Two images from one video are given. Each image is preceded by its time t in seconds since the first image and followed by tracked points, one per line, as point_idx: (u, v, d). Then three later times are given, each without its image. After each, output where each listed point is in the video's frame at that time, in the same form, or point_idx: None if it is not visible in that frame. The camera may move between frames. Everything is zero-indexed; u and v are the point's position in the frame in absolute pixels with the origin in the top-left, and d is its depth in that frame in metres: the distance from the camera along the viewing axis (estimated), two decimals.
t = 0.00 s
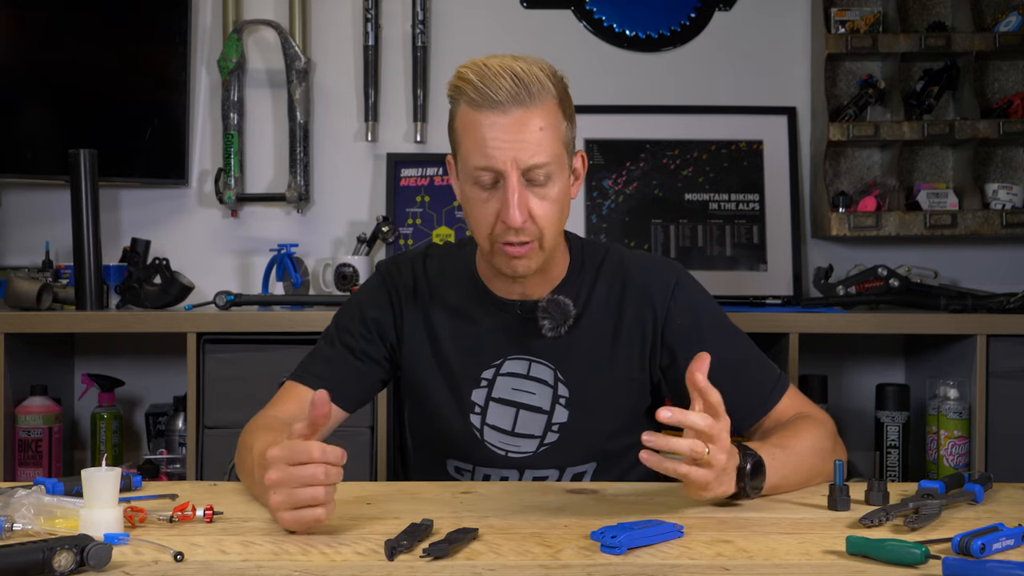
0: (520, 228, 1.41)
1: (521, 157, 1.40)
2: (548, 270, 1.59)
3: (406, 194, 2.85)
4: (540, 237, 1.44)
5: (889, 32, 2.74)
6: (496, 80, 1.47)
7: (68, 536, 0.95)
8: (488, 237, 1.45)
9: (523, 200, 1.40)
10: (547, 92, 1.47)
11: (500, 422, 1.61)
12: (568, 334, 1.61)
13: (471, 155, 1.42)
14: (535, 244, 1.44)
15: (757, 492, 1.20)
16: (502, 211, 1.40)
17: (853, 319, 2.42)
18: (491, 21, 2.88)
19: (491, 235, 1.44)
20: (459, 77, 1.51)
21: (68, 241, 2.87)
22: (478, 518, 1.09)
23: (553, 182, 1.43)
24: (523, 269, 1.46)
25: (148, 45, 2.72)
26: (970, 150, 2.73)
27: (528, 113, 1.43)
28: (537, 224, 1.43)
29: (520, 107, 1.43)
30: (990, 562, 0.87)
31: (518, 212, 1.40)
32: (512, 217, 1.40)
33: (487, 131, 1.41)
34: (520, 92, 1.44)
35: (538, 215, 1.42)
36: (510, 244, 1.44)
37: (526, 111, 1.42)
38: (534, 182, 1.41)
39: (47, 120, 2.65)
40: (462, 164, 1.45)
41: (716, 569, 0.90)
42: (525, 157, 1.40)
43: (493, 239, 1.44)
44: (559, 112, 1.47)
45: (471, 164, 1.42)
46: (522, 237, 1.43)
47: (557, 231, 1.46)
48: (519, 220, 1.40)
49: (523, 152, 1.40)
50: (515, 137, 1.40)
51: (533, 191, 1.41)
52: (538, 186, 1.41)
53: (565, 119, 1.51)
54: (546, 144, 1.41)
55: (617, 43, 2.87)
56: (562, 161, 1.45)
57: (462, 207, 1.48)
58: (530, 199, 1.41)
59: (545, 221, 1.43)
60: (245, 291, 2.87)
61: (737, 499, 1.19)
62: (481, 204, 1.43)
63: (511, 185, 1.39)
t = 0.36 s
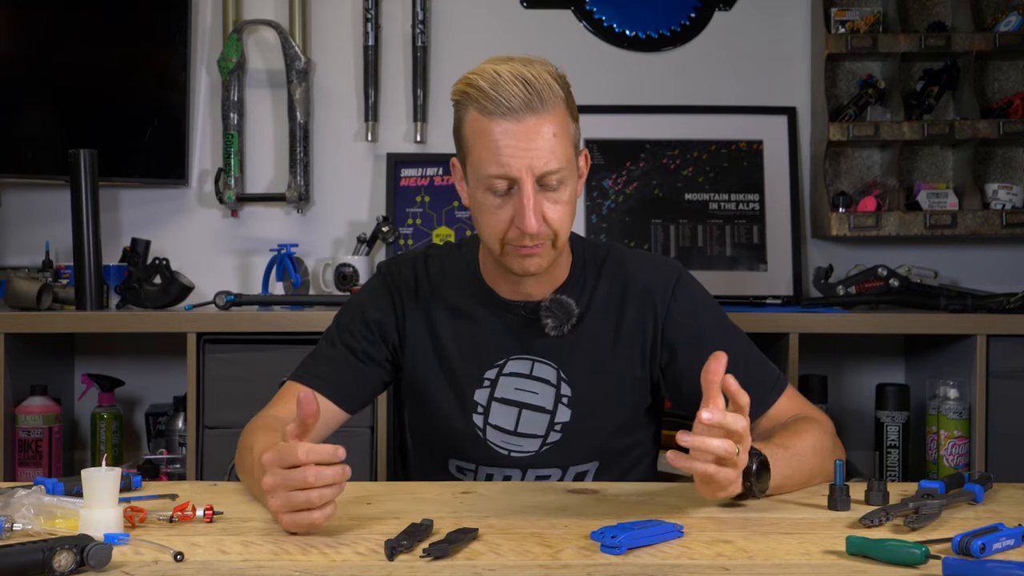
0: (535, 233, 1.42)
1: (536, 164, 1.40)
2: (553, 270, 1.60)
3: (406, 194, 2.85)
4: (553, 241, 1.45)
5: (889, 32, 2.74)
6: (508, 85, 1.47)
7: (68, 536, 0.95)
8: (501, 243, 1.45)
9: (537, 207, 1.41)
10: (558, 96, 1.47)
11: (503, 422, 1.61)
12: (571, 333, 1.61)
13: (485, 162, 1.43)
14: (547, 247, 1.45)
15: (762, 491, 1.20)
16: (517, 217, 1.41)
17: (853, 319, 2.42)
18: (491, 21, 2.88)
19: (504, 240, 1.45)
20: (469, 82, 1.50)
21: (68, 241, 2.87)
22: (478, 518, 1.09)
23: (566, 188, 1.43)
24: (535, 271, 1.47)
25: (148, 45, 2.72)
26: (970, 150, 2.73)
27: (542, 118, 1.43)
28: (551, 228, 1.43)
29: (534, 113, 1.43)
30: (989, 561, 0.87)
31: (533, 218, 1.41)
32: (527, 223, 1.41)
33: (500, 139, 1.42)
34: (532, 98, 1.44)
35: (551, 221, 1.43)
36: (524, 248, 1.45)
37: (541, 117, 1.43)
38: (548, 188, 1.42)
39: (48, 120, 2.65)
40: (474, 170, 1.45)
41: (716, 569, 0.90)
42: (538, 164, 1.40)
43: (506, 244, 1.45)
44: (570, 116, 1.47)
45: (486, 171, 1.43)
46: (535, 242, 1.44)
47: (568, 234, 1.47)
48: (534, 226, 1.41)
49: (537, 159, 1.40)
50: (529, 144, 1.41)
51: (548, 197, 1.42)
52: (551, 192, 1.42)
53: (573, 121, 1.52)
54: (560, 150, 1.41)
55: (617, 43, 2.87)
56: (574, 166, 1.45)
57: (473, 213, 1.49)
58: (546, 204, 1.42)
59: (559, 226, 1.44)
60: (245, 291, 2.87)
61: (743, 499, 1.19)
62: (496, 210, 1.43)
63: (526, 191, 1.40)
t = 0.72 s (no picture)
0: (549, 225, 1.44)
1: (554, 156, 1.42)
2: (561, 267, 1.61)
3: (406, 194, 2.85)
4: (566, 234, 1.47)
5: (889, 32, 2.74)
6: (530, 76, 1.49)
7: (68, 537, 0.95)
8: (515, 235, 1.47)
9: (553, 198, 1.43)
10: (579, 89, 1.49)
11: (509, 418, 1.61)
12: (578, 329, 1.62)
13: (504, 152, 1.45)
14: (559, 240, 1.47)
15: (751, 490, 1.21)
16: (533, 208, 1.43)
17: (853, 319, 2.42)
18: (491, 21, 2.88)
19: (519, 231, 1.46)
20: (492, 71, 1.51)
21: (68, 241, 2.87)
22: (477, 518, 1.09)
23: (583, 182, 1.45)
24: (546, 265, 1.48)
25: (149, 45, 2.72)
26: (970, 150, 2.73)
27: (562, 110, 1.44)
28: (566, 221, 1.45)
29: (555, 105, 1.45)
30: (990, 562, 0.87)
31: (549, 209, 1.42)
32: (543, 214, 1.42)
33: (519, 130, 1.44)
34: (552, 90, 1.46)
35: (567, 215, 1.44)
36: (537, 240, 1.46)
37: (561, 109, 1.44)
38: (565, 181, 1.43)
39: (48, 120, 2.65)
40: (493, 160, 1.47)
41: (716, 569, 0.90)
42: (556, 155, 1.42)
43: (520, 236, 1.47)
44: (590, 111, 1.49)
45: (504, 161, 1.45)
46: (549, 234, 1.45)
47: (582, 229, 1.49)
48: (550, 217, 1.43)
49: (555, 150, 1.42)
50: (548, 136, 1.42)
51: (565, 189, 1.44)
52: (567, 185, 1.43)
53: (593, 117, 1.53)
54: (577, 144, 1.43)
55: (617, 43, 2.87)
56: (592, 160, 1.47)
57: (489, 202, 1.51)
58: (563, 196, 1.43)
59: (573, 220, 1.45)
60: (244, 292, 2.87)
61: (727, 500, 1.19)
62: (512, 200, 1.45)
63: (543, 182, 1.42)
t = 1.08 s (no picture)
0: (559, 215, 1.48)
1: (567, 146, 1.47)
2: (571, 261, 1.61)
3: (406, 194, 2.85)
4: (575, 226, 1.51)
5: (889, 32, 2.74)
6: (546, 70, 1.54)
7: (68, 536, 0.95)
8: (525, 224, 1.51)
9: (565, 188, 1.47)
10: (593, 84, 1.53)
11: (516, 412, 1.62)
12: (586, 325, 1.63)
13: (519, 140, 1.50)
14: (568, 230, 1.51)
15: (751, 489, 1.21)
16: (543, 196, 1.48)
17: (853, 319, 2.42)
18: (490, 21, 2.88)
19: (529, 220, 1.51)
20: (509, 63, 1.56)
21: (68, 240, 2.87)
22: (477, 518, 1.09)
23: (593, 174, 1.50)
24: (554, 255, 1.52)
25: (150, 44, 2.72)
26: (970, 150, 2.73)
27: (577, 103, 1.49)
28: (576, 212, 1.49)
29: (570, 97, 1.50)
30: (989, 562, 0.87)
31: (560, 198, 1.47)
32: (554, 202, 1.47)
33: (537, 120, 1.48)
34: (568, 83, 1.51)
35: (576, 205, 1.48)
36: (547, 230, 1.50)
37: (576, 102, 1.49)
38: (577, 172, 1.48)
39: (47, 120, 2.65)
40: (507, 150, 1.52)
41: (716, 569, 0.90)
42: (570, 146, 1.47)
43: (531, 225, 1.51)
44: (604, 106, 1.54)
45: (518, 150, 1.49)
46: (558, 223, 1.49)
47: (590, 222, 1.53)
48: (560, 205, 1.47)
49: (569, 141, 1.47)
50: (562, 126, 1.47)
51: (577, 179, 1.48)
52: (579, 176, 1.48)
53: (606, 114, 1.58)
54: (592, 137, 1.48)
55: (617, 43, 2.87)
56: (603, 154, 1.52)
57: (501, 191, 1.55)
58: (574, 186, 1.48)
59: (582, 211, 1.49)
60: (244, 291, 2.87)
61: (727, 500, 1.19)
62: (524, 189, 1.50)
63: (556, 172, 1.47)
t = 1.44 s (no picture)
0: (548, 199, 1.51)
1: (555, 131, 1.52)
2: (569, 257, 1.62)
3: (406, 194, 2.85)
4: (565, 213, 1.52)
5: (889, 32, 2.74)
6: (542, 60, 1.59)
7: (69, 536, 0.95)
8: (519, 211, 1.54)
9: (553, 171, 1.51)
10: (588, 76, 1.58)
11: (516, 410, 1.62)
12: (585, 323, 1.62)
13: (510, 127, 1.55)
14: (558, 218, 1.52)
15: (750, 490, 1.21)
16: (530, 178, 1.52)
17: (853, 319, 2.42)
18: (490, 21, 2.88)
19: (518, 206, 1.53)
20: (507, 54, 1.61)
21: (68, 240, 2.87)
22: (477, 518, 1.09)
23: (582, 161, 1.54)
24: (546, 244, 1.53)
25: (151, 44, 2.72)
26: (970, 150, 2.73)
27: (568, 91, 1.55)
28: (564, 198, 1.51)
29: (562, 85, 1.55)
30: (989, 562, 0.87)
31: (547, 180, 1.50)
32: (541, 184, 1.50)
33: (527, 104, 1.54)
34: (561, 73, 1.56)
35: (565, 190, 1.51)
36: (536, 216, 1.52)
37: (567, 89, 1.55)
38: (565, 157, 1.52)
39: (47, 120, 2.65)
40: (500, 137, 1.57)
41: (716, 569, 0.90)
42: (559, 131, 1.52)
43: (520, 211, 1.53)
44: (598, 98, 1.58)
45: (509, 134, 1.55)
46: (547, 209, 1.51)
47: (581, 212, 1.55)
48: (546, 188, 1.50)
49: (558, 126, 1.52)
50: (551, 113, 1.53)
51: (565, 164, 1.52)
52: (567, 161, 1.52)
53: (602, 109, 1.62)
54: (580, 121, 1.53)
55: (617, 43, 2.87)
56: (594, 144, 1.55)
57: (495, 180, 1.58)
58: (561, 171, 1.52)
59: (570, 197, 1.52)
60: (244, 292, 2.87)
61: (727, 501, 1.19)
62: (514, 174, 1.53)
63: (545, 155, 1.51)
